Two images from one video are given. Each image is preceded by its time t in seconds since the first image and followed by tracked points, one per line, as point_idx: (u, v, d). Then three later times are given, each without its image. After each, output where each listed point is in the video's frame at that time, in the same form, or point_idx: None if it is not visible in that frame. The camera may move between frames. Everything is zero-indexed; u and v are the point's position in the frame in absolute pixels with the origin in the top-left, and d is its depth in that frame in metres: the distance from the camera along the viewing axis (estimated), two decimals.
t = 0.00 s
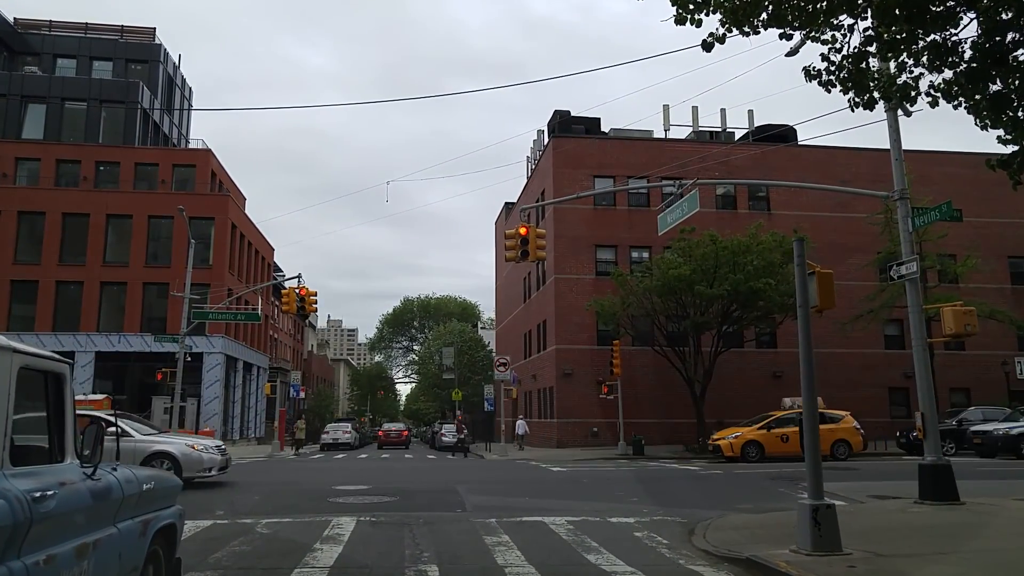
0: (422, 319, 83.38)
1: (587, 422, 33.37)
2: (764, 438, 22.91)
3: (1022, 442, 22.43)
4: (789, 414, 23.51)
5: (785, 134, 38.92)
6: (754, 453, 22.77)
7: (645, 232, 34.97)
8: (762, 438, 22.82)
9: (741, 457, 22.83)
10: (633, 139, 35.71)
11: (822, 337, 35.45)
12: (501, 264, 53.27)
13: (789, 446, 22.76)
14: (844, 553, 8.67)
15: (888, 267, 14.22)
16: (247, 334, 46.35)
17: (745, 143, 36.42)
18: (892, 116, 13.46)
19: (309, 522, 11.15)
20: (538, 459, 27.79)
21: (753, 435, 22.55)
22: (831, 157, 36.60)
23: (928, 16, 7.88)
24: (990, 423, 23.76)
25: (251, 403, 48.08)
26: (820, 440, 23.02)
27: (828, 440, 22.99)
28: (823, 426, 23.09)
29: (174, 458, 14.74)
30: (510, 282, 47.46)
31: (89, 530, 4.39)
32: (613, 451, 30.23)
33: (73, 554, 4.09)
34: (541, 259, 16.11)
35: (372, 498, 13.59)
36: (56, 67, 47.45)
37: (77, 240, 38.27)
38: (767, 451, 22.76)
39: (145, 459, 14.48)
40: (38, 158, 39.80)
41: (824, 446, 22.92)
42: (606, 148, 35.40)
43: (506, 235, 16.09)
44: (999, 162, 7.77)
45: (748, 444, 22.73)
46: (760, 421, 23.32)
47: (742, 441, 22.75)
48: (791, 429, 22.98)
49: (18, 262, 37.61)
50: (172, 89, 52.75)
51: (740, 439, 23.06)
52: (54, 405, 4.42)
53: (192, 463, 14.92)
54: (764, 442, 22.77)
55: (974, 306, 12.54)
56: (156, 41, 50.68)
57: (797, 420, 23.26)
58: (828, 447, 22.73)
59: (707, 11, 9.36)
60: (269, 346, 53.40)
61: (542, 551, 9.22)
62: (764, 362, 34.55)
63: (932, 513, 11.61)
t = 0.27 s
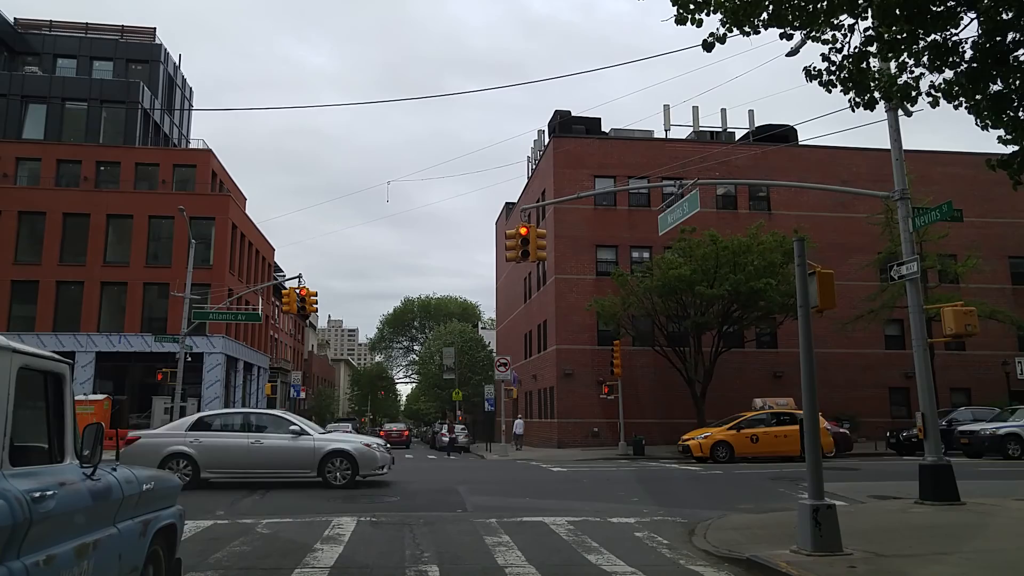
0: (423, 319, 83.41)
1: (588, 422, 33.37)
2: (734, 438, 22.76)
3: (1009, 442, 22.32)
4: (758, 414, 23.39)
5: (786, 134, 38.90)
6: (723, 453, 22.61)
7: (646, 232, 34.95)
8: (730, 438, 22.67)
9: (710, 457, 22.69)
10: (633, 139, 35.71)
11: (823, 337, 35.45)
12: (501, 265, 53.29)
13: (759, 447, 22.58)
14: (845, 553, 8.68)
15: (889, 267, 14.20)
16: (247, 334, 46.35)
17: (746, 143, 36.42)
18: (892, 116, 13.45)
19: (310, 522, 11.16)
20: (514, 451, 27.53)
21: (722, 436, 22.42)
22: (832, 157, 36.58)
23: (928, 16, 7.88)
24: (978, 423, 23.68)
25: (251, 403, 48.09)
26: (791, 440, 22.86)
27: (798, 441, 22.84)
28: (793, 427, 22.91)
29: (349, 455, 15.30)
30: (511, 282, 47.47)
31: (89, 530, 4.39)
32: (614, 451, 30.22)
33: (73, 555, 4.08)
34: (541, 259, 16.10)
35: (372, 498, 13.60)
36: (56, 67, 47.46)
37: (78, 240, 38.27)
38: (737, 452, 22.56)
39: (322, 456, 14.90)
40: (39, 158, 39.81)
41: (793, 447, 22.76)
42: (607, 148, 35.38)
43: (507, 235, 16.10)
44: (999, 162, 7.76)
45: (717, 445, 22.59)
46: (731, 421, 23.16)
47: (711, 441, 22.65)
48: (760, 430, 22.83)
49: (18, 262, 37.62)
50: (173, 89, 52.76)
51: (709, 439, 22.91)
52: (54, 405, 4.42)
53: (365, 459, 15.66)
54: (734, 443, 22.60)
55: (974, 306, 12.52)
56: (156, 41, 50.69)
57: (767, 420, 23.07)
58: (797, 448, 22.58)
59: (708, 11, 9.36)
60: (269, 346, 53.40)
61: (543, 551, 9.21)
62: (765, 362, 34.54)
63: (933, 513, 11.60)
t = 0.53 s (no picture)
0: (423, 319, 83.42)
1: (588, 422, 33.37)
2: (697, 438, 22.83)
3: (989, 442, 22.55)
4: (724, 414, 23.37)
5: (786, 134, 38.89)
6: (685, 453, 22.72)
7: (646, 232, 34.94)
8: (693, 438, 22.74)
9: (673, 457, 22.79)
10: (633, 139, 35.71)
11: (823, 337, 35.44)
12: (502, 265, 53.28)
13: (720, 447, 22.62)
14: (845, 553, 8.67)
15: (889, 267, 14.20)
16: (247, 334, 46.35)
17: (746, 143, 36.42)
18: (892, 116, 13.45)
19: (310, 522, 11.16)
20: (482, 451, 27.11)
21: (684, 435, 22.54)
22: (832, 157, 36.58)
23: (929, 17, 7.88)
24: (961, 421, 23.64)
25: (251, 402, 48.11)
26: (754, 441, 22.82)
27: (761, 442, 22.77)
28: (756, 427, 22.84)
29: (519, 454, 15.51)
30: (511, 282, 47.48)
31: (90, 530, 4.39)
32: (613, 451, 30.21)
33: (72, 555, 4.07)
34: (541, 259, 16.09)
35: (373, 498, 13.60)
36: (57, 67, 47.47)
37: (78, 240, 38.27)
38: (699, 451, 22.65)
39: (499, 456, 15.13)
40: (39, 158, 39.81)
41: (756, 448, 22.71)
42: (607, 148, 35.37)
43: (507, 235, 16.11)
44: (1000, 162, 7.76)
45: (680, 444, 22.70)
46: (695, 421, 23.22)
47: (673, 440, 22.77)
48: (723, 430, 22.83)
49: (19, 262, 37.62)
50: (173, 89, 52.77)
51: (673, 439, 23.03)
52: (53, 405, 4.42)
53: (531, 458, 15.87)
54: (697, 443, 22.68)
55: (975, 306, 12.51)
56: (156, 41, 50.70)
57: (732, 420, 23.04)
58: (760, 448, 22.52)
59: (708, 11, 9.37)
60: (270, 346, 53.39)
61: (543, 552, 9.21)
62: (765, 362, 34.53)
63: (933, 513, 11.60)
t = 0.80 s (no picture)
0: (423, 319, 83.43)
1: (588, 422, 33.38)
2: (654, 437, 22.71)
3: (965, 442, 22.60)
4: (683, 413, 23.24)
5: (786, 134, 38.87)
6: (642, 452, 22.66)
7: (646, 232, 34.93)
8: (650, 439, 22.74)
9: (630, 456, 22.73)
10: (633, 139, 35.70)
11: (823, 337, 35.43)
12: (502, 265, 53.26)
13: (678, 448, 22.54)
14: (845, 553, 8.67)
15: (889, 267, 14.19)
16: (247, 334, 46.35)
17: (746, 143, 36.42)
18: (893, 116, 13.45)
19: (310, 522, 11.15)
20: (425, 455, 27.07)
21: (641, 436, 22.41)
22: (832, 157, 36.58)
23: (929, 16, 7.87)
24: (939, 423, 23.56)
25: (252, 402, 48.12)
26: (712, 441, 22.68)
27: (720, 442, 22.67)
28: (713, 427, 22.75)
29: (681, 454, 16.09)
30: (512, 282, 47.48)
31: (90, 530, 4.39)
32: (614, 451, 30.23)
33: (72, 555, 4.07)
34: (542, 259, 16.08)
35: (372, 498, 13.60)
36: (57, 67, 47.50)
37: (78, 240, 38.27)
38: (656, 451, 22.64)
39: (663, 455, 15.73)
40: (39, 158, 39.83)
41: (715, 448, 22.63)
42: (607, 148, 35.37)
43: (507, 235, 16.12)
44: (1001, 162, 7.76)
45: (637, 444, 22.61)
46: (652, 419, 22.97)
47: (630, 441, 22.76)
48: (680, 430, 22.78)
49: (19, 262, 37.63)
50: (173, 89, 52.76)
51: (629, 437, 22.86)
52: (53, 404, 4.42)
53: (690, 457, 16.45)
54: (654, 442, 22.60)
55: (975, 305, 12.51)
56: (157, 41, 50.72)
57: (690, 420, 22.83)
58: (717, 449, 22.44)
59: (709, 11, 9.38)
60: (270, 346, 53.41)
61: (543, 552, 9.21)
62: (766, 362, 34.53)
63: (934, 513, 11.59)
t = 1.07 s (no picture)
0: (423, 319, 83.44)
1: (588, 422, 33.39)
2: (604, 438, 22.85)
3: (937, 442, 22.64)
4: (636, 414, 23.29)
5: (787, 134, 38.86)
6: (591, 453, 22.79)
7: (647, 232, 34.93)
8: (599, 437, 22.84)
9: (579, 457, 22.89)
10: (633, 139, 35.70)
11: (823, 337, 35.42)
12: (502, 266, 53.25)
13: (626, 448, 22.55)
14: (845, 553, 8.67)
15: (890, 267, 14.19)
16: (248, 334, 46.35)
17: (746, 143, 36.41)
18: (893, 116, 13.46)
19: (311, 522, 11.16)
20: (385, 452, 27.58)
21: (590, 435, 22.61)
22: (833, 157, 36.57)
23: (929, 16, 7.87)
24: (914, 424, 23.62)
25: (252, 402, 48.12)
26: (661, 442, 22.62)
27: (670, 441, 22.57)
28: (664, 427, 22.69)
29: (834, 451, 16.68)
30: (512, 283, 47.49)
31: (90, 530, 4.39)
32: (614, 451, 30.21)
33: (73, 555, 4.07)
34: (542, 259, 16.08)
35: (372, 498, 13.60)
36: (57, 67, 47.52)
37: (78, 240, 38.28)
38: (605, 452, 22.73)
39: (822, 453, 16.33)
40: (39, 158, 39.84)
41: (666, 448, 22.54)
42: (607, 148, 35.37)
43: (507, 235, 16.12)
44: (1001, 162, 7.76)
45: (585, 444, 22.79)
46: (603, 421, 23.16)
47: (580, 439, 22.86)
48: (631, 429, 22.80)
49: (19, 262, 37.63)
50: (173, 89, 52.75)
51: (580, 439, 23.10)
52: (54, 405, 4.42)
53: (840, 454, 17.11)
54: (603, 442, 22.72)
55: (975, 306, 12.50)
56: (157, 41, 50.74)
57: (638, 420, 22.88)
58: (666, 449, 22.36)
59: (709, 11, 9.38)
60: (270, 346, 53.40)
61: (542, 552, 9.22)
62: (766, 363, 34.53)
63: (933, 513, 11.60)
